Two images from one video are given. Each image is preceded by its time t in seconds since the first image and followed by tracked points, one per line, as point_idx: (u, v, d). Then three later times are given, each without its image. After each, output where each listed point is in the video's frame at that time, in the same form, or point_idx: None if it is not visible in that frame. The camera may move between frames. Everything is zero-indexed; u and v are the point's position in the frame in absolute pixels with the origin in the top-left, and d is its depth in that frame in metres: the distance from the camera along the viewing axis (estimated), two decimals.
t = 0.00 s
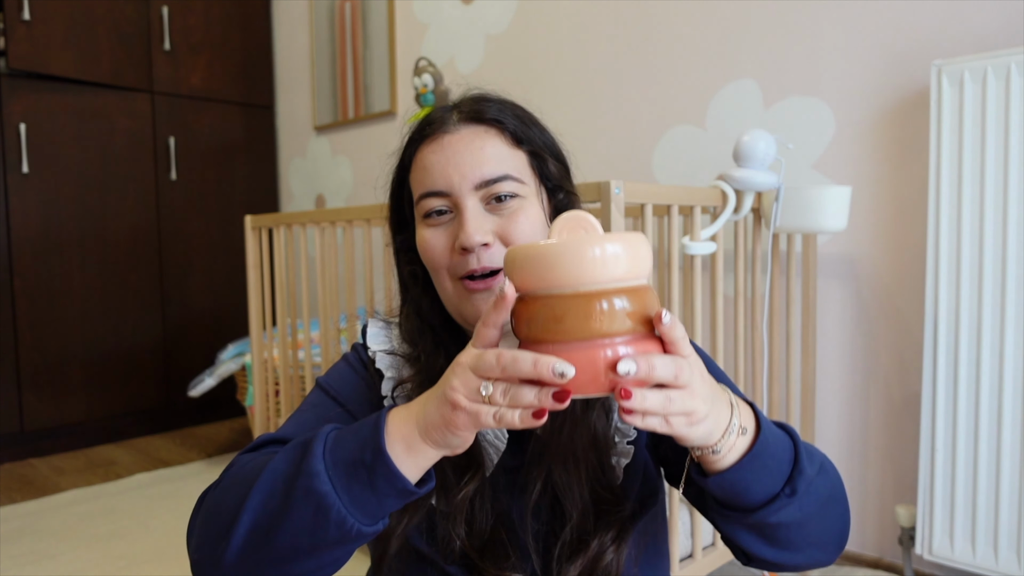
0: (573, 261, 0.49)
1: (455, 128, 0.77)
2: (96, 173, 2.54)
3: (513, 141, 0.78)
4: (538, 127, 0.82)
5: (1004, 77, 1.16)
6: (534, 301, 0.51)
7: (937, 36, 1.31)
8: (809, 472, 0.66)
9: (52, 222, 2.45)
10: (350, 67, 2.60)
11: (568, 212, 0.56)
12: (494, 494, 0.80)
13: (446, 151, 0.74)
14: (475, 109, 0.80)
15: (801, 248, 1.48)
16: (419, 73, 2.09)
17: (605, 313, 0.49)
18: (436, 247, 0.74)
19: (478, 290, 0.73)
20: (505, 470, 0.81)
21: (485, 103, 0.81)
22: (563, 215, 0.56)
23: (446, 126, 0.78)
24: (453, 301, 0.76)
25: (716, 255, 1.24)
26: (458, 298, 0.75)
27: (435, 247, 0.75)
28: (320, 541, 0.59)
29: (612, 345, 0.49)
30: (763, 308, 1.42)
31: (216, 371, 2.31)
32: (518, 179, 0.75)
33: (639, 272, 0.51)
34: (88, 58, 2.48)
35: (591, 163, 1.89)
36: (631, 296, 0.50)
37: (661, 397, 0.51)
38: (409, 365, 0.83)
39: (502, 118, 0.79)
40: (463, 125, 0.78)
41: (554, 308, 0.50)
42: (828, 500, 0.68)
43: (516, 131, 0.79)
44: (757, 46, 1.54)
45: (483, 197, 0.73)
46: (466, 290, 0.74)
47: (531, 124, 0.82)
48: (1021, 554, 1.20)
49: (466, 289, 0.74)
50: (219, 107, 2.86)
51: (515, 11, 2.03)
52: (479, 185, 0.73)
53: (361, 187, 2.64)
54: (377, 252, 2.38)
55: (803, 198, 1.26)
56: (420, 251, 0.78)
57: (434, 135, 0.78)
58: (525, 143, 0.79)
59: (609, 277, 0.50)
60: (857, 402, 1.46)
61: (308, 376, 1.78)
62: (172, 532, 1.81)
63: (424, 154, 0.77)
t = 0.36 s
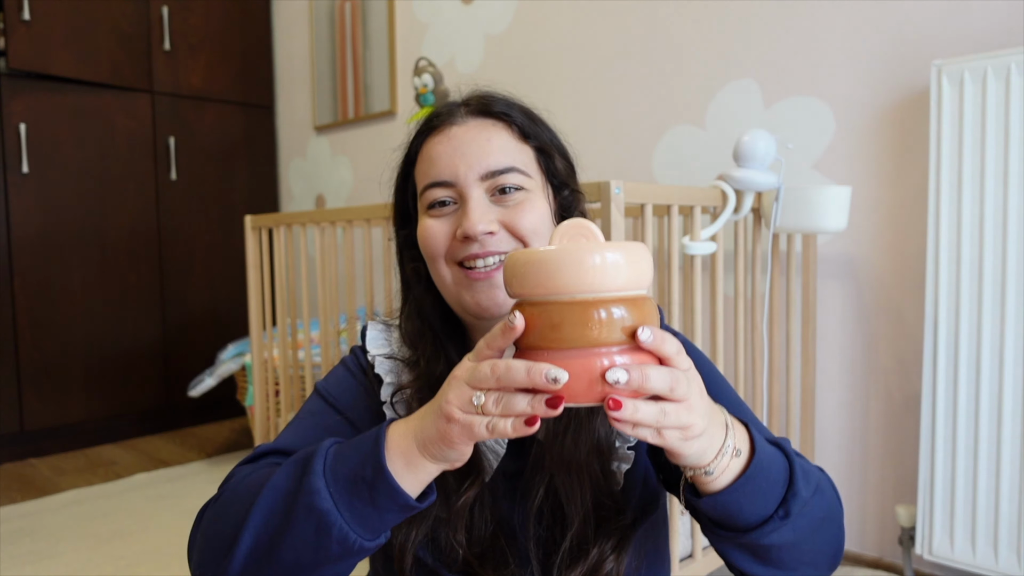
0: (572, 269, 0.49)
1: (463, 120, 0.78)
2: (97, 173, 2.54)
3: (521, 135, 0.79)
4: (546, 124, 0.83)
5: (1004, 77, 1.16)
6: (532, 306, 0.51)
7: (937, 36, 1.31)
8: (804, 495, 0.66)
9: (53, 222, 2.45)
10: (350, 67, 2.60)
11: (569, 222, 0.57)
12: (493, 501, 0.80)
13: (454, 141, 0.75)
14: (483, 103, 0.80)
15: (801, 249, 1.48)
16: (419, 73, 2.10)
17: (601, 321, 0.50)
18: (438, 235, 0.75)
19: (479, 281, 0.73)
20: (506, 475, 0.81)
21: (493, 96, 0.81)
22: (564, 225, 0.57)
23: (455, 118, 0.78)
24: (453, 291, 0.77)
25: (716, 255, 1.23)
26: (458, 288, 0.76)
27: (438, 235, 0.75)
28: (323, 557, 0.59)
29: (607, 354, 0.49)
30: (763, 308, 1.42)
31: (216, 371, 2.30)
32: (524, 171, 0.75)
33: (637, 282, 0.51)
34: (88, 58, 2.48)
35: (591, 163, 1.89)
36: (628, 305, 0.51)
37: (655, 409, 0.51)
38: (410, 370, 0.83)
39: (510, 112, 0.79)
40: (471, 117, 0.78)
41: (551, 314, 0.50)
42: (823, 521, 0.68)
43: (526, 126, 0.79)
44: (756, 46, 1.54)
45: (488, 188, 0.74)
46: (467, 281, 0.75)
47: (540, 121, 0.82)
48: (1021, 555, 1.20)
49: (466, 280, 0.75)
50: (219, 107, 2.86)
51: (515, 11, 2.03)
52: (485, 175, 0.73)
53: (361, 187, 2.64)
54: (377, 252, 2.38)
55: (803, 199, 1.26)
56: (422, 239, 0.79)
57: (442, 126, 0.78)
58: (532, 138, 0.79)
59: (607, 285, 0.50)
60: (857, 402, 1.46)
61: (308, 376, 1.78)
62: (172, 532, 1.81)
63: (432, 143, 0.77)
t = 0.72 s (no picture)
0: (733, 501, 0.43)
1: (628, 185, 0.70)
2: (97, 173, 2.54)
3: (682, 214, 0.71)
4: (706, 193, 0.75)
5: (1004, 76, 1.16)
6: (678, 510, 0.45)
7: (937, 36, 1.31)
8: None
9: (53, 222, 2.45)
10: (350, 67, 2.60)
11: (741, 426, 0.48)
12: (545, 524, 0.78)
13: (611, 210, 0.68)
14: (657, 166, 0.72)
15: (801, 249, 1.48)
16: (418, 71, 1.94)
17: (745, 551, 0.43)
18: (571, 308, 0.69)
19: (599, 362, 0.68)
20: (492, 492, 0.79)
21: (668, 159, 0.73)
22: (737, 427, 0.47)
23: (619, 178, 0.71)
24: (569, 365, 0.71)
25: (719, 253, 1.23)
26: (574, 365, 0.70)
27: (569, 306, 0.69)
28: None
29: None
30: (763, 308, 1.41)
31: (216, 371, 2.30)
32: (677, 260, 0.69)
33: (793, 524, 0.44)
34: (88, 58, 2.48)
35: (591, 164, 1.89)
36: (776, 543, 0.44)
37: None
38: (488, 374, 0.83)
39: (679, 191, 0.71)
40: (636, 181, 0.71)
41: (692, 534, 0.44)
42: None
43: (685, 201, 0.71)
44: (756, 46, 1.54)
45: (634, 274, 0.67)
46: (587, 360, 0.69)
47: (700, 190, 0.74)
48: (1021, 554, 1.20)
49: (587, 358, 0.69)
50: (219, 107, 2.86)
51: (514, 11, 2.02)
52: (635, 260, 0.67)
53: (361, 187, 2.64)
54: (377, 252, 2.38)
55: (802, 199, 1.26)
56: (547, 300, 0.73)
57: (601, 185, 0.71)
58: (694, 222, 0.72)
59: (765, 523, 0.43)
60: (857, 402, 1.46)
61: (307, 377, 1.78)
62: (172, 532, 1.81)
63: (585, 202, 0.71)
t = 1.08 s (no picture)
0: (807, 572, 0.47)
1: (711, 222, 0.64)
2: (97, 173, 2.54)
3: (772, 252, 0.65)
4: (801, 228, 0.69)
5: (1005, 76, 1.16)
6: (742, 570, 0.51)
7: (938, 36, 1.31)
8: None
9: (52, 222, 2.45)
10: (350, 67, 2.60)
11: (806, 490, 0.52)
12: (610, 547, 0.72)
13: (693, 248, 0.63)
14: (742, 198, 0.66)
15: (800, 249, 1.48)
16: (419, 72, 1.94)
17: None
18: (649, 350, 0.64)
19: (680, 408, 0.64)
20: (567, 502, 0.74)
21: (752, 190, 0.67)
22: (804, 493, 0.52)
23: (702, 210, 0.65)
24: (646, 407, 0.67)
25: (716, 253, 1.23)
26: (652, 408, 0.66)
27: (646, 348, 0.65)
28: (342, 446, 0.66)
29: None
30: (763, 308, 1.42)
31: (216, 371, 2.30)
32: (766, 303, 0.63)
33: None
34: (88, 58, 2.48)
35: (591, 164, 1.89)
36: None
37: None
38: (585, 391, 0.75)
39: (769, 227, 0.65)
40: (722, 213, 0.64)
41: None
42: None
43: (777, 239, 0.65)
44: (756, 46, 1.54)
45: (718, 317, 0.63)
46: (666, 405, 0.65)
47: (795, 226, 0.68)
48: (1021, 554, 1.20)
49: (664, 401, 0.65)
50: (219, 107, 2.86)
51: (515, 11, 2.02)
52: (720, 303, 0.62)
53: (361, 187, 2.64)
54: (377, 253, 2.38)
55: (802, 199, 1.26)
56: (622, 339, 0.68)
57: (682, 220, 0.65)
58: (785, 259, 0.66)
59: None
60: (858, 402, 1.46)
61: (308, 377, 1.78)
62: (173, 532, 1.81)
63: (664, 237, 0.65)
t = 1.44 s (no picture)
0: None
1: (687, 232, 0.63)
2: (97, 173, 2.54)
3: (752, 259, 0.64)
4: (784, 233, 0.67)
5: (1005, 76, 1.16)
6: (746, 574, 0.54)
7: (938, 36, 1.31)
8: None
9: (53, 222, 2.45)
10: (350, 67, 2.60)
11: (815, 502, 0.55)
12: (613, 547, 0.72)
13: (670, 257, 0.63)
14: (719, 208, 0.65)
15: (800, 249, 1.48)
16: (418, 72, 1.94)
17: None
18: (628, 357, 0.65)
19: (660, 414, 0.64)
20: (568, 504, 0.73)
21: (730, 200, 0.66)
22: (813, 503, 0.54)
23: (679, 218, 0.64)
24: (629, 412, 0.67)
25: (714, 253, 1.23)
26: (634, 415, 0.67)
27: (627, 357, 0.65)
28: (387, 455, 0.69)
29: None
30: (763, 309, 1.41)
31: (216, 371, 2.30)
32: (745, 311, 0.63)
33: None
34: (87, 57, 2.48)
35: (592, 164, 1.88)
36: None
37: None
38: (578, 395, 0.74)
39: (747, 234, 0.64)
40: (699, 221, 0.64)
41: None
42: None
43: (757, 245, 0.65)
44: (756, 46, 1.54)
45: (697, 326, 0.62)
46: (646, 411, 0.65)
47: (776, 231, 0.67)
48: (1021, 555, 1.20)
49: (645, 407, 0.65)
50: (218, 107, 2.86)
51: (515, 11, 2.02)
52: (698, 312, 0.62)
53: (361, 187, 2.64)
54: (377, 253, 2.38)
55: (803, 199, 1.26)
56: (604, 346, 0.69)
57: (658, 230, 0.65)
58: (765, 267, 0.65)
59: None
60: (858, 402, 1.46)
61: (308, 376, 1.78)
62: (173, 533, 1.81)
63: (642, 246, 0.65)
